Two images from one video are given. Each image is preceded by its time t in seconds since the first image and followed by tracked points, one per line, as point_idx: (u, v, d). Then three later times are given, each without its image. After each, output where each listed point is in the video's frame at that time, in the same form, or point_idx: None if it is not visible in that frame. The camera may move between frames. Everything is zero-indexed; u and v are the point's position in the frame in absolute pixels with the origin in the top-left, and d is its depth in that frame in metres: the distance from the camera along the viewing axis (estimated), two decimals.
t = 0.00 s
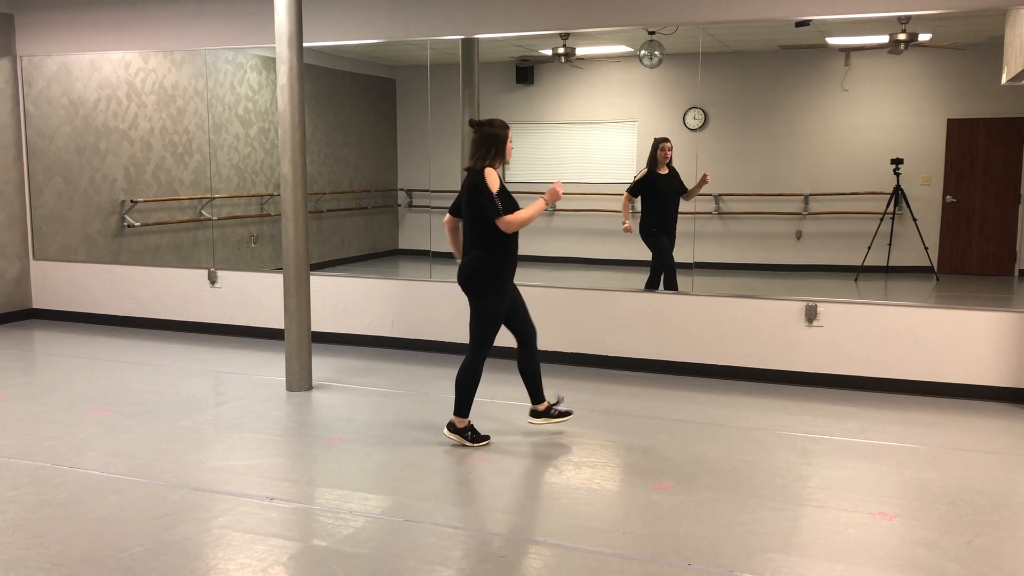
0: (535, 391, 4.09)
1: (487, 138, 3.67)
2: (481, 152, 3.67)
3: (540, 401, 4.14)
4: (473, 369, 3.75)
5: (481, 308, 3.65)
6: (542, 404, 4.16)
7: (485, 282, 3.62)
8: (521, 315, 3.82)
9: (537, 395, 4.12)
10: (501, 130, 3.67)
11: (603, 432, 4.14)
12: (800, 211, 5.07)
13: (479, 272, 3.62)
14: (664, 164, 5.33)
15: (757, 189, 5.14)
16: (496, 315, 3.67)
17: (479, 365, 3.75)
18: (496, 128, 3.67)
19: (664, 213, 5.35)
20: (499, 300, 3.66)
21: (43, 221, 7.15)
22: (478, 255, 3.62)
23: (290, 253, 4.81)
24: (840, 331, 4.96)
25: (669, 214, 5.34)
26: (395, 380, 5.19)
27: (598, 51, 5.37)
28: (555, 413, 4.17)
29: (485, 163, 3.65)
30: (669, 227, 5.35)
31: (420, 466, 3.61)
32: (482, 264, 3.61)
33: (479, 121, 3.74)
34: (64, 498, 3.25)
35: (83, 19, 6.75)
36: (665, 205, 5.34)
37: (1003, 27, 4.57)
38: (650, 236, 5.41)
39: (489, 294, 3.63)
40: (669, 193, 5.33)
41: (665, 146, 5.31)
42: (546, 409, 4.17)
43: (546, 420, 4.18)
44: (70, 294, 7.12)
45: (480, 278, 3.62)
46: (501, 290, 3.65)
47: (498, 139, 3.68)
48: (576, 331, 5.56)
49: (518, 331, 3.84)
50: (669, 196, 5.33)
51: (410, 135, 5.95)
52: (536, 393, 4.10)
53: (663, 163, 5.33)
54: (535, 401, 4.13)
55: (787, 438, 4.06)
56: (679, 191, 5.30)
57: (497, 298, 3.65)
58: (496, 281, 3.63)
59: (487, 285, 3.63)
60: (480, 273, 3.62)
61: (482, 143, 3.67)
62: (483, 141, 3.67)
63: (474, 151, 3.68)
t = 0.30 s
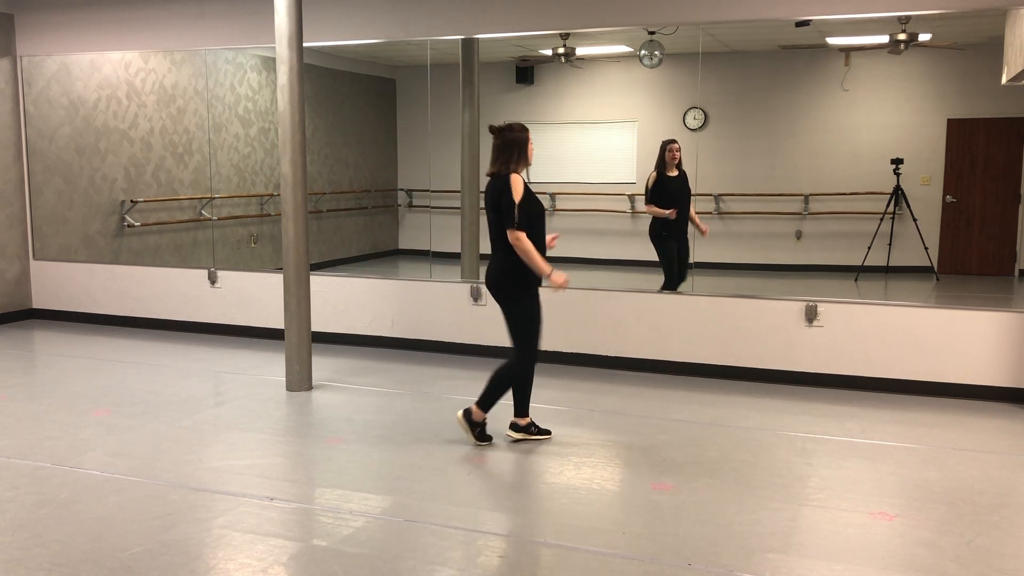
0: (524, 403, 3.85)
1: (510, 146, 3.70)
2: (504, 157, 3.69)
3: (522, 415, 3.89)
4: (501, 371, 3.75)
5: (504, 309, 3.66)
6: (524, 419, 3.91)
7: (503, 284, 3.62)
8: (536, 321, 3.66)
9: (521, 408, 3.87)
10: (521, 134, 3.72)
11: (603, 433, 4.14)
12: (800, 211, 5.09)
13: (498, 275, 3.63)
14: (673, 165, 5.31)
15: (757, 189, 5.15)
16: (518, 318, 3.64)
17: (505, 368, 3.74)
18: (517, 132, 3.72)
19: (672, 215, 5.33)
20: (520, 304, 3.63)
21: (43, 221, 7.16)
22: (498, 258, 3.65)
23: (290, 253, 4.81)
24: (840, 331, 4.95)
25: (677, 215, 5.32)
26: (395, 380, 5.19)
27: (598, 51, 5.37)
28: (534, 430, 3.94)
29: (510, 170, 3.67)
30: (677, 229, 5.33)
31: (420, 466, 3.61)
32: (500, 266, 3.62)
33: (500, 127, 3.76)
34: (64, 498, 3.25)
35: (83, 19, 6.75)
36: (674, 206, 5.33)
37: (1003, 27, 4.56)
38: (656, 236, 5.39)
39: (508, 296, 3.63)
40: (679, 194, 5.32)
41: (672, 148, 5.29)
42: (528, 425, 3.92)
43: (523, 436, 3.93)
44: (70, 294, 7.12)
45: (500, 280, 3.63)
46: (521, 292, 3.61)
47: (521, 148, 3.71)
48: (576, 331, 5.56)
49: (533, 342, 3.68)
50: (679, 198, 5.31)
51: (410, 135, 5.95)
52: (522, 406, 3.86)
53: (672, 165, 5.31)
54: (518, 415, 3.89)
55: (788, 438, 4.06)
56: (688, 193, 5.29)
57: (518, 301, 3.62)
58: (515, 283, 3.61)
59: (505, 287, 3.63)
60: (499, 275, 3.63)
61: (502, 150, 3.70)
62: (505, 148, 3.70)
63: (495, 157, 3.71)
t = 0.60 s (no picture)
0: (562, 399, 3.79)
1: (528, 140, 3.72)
2: (521, 150, 3.72)
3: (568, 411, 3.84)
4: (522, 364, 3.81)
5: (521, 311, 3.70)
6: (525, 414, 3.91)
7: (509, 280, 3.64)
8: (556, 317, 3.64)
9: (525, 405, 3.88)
10: (539, 129, 3.71)
11: (603, 432, 4.13)
12: (800, 211, 5.07)
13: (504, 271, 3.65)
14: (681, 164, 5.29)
15: (757, 189, 5.14)
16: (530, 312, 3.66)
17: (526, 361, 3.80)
18: (535, 125, 3.72)
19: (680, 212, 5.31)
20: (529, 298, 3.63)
21: (43, 221, 7.16)
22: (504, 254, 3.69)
23: (290, 253, 4.81)
24: (839, 331, 4.97)
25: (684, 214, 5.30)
26: (395, 380, 5.19)
27: (598, 51, 5.37)
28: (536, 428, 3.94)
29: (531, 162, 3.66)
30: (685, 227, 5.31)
31: (420, 466, 3.61)
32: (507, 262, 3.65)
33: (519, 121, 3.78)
34: (64, 498, 3.25)
35: (83, 19, 6.75)
36: (683, 204, 5.31)
37: (1003, 27, 4.56)
38: (662, 235, 5.36)
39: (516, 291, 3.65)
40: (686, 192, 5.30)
41: (680, 144, 5.27)
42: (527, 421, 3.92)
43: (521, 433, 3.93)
44: (70, 294, 7.12)
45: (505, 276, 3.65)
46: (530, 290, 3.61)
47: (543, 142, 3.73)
48: (577, 331, 5.57)
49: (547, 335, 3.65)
50: (688, 196, 5.30)
51: (410, 135, 5.94)
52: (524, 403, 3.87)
53: (680, 161, 5.29)
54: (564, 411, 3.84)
55: (788, 437, 4.06)
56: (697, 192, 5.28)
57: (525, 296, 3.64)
58: (523, 279, 3.61)
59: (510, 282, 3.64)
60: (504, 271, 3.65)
61: (520, 144, 3.72)
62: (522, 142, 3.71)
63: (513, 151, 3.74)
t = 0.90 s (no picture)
0: (551, 404, 3.69)
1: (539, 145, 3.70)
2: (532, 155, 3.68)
3: (546, 416, 3.69)
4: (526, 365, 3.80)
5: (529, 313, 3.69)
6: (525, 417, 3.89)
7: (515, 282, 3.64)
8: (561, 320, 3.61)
9: (524, 407, 3.86)
10: (548, 133, 3.69)
11: (604, 433, 4.14)
12: (799, 211, 5.06)
13: (511, 273, 3.65)
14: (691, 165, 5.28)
15: (757, 189, 5.14)
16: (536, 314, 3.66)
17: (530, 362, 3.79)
18: (543, 130, 3.69)
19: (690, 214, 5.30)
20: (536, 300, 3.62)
21: (43, 221, 7.15)
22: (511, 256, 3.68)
23: (290, 253, 4.81)
24: (839, 331, 4.99)
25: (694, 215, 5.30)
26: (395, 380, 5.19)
27: (598, 51, 5.37)
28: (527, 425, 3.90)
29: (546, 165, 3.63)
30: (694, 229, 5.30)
31: (420, 466, 3.61)
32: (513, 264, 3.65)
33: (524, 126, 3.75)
34: (65, 498, 3.25)
35: (83, 19, 6.76)
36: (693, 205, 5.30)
37: (1003, 27, 4.57)
38: (670, 236, 5.35)
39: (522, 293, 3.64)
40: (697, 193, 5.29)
41: (687, 147, 5.26)
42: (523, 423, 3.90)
43: (519, 435, 3.92)
44: (70, 294, 7.12)
45: (512, 279, 3.65)
46: (537, 292, 3.60)
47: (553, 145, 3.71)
48: (576, 331, 5.58)
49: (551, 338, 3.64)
50: (698, 197, 5.29)
51: (410, 135, 5.94)
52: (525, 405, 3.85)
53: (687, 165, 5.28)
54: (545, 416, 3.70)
55: (787, 437, 4.06)
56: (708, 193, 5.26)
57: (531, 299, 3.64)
58: (531, 281, 3.60)
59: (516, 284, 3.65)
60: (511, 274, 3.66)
61: (531, 148, 3.69)
62: (532, 146, 3.68)
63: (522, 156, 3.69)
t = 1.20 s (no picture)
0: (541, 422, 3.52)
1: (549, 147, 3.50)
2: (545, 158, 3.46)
3: (538, 435, 3.54)
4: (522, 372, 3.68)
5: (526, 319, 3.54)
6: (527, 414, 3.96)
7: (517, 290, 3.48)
8: (560, 335, 3.46)
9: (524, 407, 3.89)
10: (554, 132, 3.49)
11: (604, 432, 4.13)
12: (799, 211, 5.06)
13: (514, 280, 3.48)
14: (699, 166, 5.28)
15: (757, 189, 5.15)
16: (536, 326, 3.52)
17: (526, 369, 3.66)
18: (551, 130, 3.48)
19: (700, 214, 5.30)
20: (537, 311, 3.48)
21: (43, 221, 7.15)
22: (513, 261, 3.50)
23: (290, 253, 4.81)
24: (839, 331, 4.99)
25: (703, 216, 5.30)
26: (395, 380, 5.19)
27: (598, 51, 5.37)
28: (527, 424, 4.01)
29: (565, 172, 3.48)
30: (704, 229, 5.30)
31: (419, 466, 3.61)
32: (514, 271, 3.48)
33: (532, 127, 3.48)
34: (65, 498, 3.25)
35: (84, 19, 6.76)
36: (702, 205, 5.30)
37: (1003, 27, 4.56)
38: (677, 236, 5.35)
39: (523, 302, 3.49)
40: (706, 194, 5.29)
41: (696, 147, 5.25)
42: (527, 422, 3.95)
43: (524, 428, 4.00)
44: (70, 294, 7.12)
45: (512, 285, 3.49)
46: (538, 301, 3.45)
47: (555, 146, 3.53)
48: (576, 330, 5.58)
49: (549, 351, 3.48)
50: (706, 198, 5.29)
51: (410, 135, 5.94)
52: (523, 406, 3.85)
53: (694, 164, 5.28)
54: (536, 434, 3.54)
55: (787, 437, 4.06)
56: (719, 193, 5.26)
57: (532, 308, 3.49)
58: (534, 290, 3.44)
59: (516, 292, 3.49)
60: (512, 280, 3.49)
61: (542, 150, 3.45)
62: (547, 148, 3.44)
63: (536, 159, 3.46)
